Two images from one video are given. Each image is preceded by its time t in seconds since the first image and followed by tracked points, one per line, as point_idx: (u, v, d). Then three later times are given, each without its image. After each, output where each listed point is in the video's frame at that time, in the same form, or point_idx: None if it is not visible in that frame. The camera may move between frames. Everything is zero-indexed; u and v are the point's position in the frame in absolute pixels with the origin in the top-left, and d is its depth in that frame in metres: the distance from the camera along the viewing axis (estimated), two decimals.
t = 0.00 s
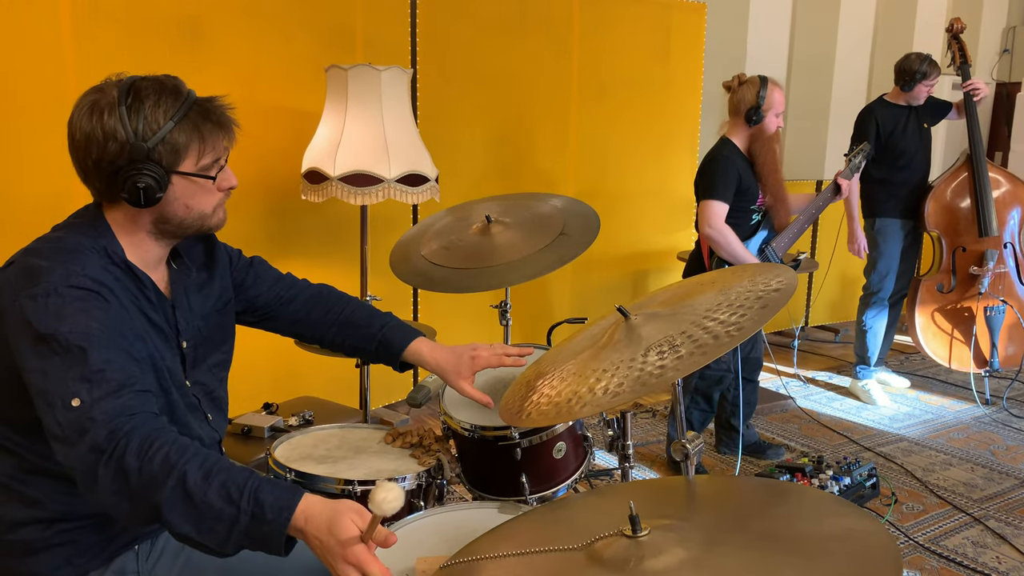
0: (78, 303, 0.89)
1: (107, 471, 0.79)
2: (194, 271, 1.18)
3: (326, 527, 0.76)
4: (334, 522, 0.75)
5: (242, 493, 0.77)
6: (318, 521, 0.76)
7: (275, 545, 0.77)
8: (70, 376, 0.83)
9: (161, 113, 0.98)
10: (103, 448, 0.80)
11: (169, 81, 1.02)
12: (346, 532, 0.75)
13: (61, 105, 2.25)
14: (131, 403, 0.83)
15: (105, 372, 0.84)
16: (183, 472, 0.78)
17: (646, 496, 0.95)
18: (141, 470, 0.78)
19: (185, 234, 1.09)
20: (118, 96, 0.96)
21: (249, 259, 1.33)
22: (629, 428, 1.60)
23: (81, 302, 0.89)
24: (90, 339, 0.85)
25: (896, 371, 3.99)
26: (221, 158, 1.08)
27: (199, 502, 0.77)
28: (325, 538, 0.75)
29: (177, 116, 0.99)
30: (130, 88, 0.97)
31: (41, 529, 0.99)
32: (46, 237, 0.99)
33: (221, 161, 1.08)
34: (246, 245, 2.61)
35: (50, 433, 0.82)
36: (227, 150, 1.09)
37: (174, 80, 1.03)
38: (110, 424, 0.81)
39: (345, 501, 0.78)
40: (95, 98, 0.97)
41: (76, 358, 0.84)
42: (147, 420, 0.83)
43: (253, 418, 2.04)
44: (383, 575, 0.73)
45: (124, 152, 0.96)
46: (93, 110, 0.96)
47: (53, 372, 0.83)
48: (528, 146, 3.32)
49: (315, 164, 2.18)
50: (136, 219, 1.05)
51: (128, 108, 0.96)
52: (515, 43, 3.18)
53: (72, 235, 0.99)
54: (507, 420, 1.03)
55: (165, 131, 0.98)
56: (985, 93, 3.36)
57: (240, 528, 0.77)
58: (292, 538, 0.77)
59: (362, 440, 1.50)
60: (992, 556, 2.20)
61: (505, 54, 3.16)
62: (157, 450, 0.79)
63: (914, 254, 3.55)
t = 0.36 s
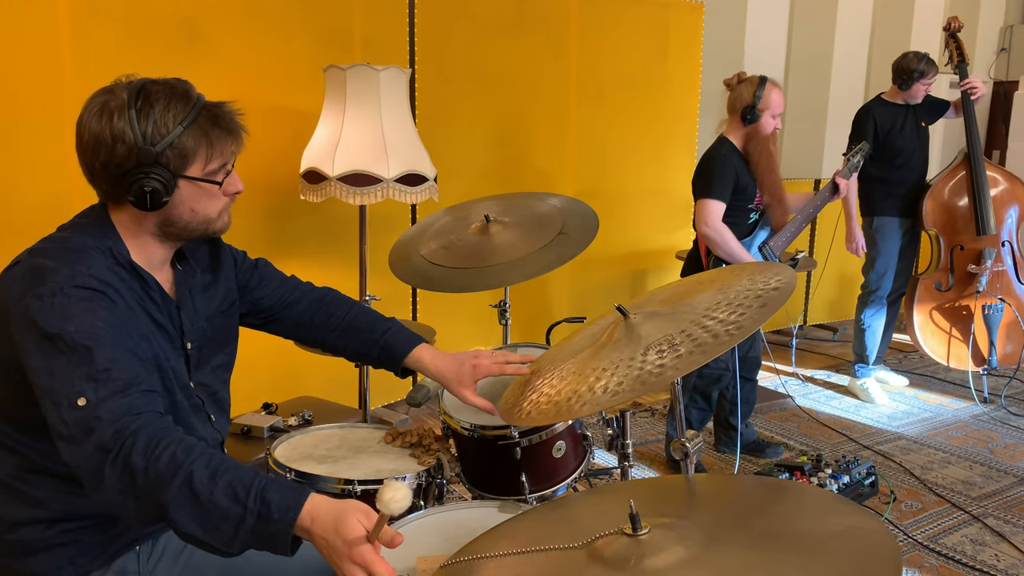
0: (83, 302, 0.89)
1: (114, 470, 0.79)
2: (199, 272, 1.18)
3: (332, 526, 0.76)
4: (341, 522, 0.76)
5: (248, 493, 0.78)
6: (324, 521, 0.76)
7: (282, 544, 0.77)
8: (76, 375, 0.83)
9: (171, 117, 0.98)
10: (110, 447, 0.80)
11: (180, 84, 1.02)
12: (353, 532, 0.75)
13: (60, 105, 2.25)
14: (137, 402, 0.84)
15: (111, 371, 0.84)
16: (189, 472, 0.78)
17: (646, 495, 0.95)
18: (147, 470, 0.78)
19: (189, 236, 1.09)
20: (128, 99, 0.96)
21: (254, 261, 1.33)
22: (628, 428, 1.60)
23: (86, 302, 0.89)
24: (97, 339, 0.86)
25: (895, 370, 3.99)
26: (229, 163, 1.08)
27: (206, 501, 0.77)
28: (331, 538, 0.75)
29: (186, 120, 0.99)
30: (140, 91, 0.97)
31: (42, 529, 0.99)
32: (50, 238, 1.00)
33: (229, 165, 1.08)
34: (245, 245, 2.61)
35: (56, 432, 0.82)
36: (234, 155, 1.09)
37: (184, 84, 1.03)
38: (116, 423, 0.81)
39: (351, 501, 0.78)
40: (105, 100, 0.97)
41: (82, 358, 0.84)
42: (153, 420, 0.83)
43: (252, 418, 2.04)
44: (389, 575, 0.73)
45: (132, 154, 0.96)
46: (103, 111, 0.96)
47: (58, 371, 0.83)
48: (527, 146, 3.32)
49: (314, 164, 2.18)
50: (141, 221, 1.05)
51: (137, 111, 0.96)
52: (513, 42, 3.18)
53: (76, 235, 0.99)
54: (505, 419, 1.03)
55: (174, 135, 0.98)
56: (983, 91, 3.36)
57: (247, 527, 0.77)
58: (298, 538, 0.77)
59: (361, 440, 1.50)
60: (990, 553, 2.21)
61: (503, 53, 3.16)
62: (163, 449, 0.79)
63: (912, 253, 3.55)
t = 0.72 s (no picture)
0: (85, 306, 0.89)
1: (117, 473, 0.79)
2: (200, 275, 1.18)
3: (337, 529, 0.76)
4: (345, 525, 0.76)
5: (252, 496, 0.78)
6: (328, 525, 0.76)
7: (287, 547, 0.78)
8: (79, 379, 0.83)
9: (176, 122, 0.98)
10: (113, 450, 0.80)
11: (185, 89, 1.02)
12: (358, 535, 0.75)
13: (55, 107, 2.24)
14: (140, 406, 0.84)
15: (115, 374, 0.84)
16: (193, 475, 0.78)
17: (644, 493, 0.95)
18: (151, 472, 0.78)
19: (190, 241, 1.09)
20: (135, 102, 0.96)
21: (254, 263, 1.33)
22: (625, 427, 1.60)
23: (89, 305, 0.89)
24: (100, 342, 0.85)
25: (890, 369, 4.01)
26: (233, 169, 1.08)
27: (210, 504, 0.77)
28: (336, 541, 0.76)
29: (193, 126, 0.99)
30: (147, 95, 0.97)
31: (41, 531, 0.99)
32: (51, 240, 1.00)
33: (233, 171, 1.08)
34: (242, 246, 2.60)
35: (58, 435, 0.82)
36: (238, 161, 1.09)
37: (189, 89, 1.03)
38: (120, 426, 0.81)
39: (355, 504, 0.78)
40: (112, 103, 0.97)
41: (86, 361, 0.84)
42: (157, 423, 0.83)
43: (249, 419, 2.04)
44: None
45: (137, 158, 0.96)
46: (109, 115, 0.96)
47: (61, 374, 0.83)
48: (522, 146, 3.32)
49: (310, 165, 2.17)
50: (144, 225, 1.05)
51: (144, 115, 0.96)
52: (508, 42, 3.18)
53: (78, 238, 0.99)
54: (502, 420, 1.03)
55: (180, 140, 0.98)
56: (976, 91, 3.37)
57: (250, 530, 0.77)
58: (301, 541, 0.77)
59: (359, 441, 1.50)
60: (985, 551, 2.21)
61: (498, 53, 3.16)
62: (167, 452, 0.79)
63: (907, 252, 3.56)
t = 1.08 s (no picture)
0: (79, 310, 0.88)
1: (110, 479, 0.79)
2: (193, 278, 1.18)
3: (331, 536, 0.76)
4: (340, 532, 0.76)
5: (247, 502, 0.78)
6: (324, 531, 0.77)
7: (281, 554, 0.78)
8: (72, 384, 0.83)
9: (162, 121, 0.97)
10: (106, 456, 0.80)
11: (197, 100, 1.02)
12: (353, 543, 0.75)
13: (44, 108, 2.23)
14: (134, 411, 0.83)
15: (108, 380, 0.83)
16: (187, 481, 0.78)
17: (638, 493, 0.96)
18: (144, 479, 0.78)
19: (163, 250, 1.05)
20: (132, 94, 0.97)
21: (246, 264, 1.32)
22: (618, 427, 1.60)
23: (83, 310, 0.89)
24: (94, 347, 0.85)
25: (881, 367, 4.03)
26: (213, 188, 1.03)
27: (204, 510, 0.78)
28: (331, 548, 0.76)
29: (172, 128, 0.97)
30: (147, 92, 0.97)
31: (32, 536, 0.98)
32: (43, 244, 0.99)
33: (215, 191, 1.03)
34: (233, 248, 2.59)
35: (51, 440, 0.82)
36: (224, 181, 1.04)
37: (205, 103, 1.03)
38: (113, 431, 0.81)
39: (350, 511, 0.79)
40: (115, 92, 0.98)
41: (79, 366, 0.84)
42: (150, 428, 0.83)
43: (241, 421, 2.03)
44: None
45: (113, 144, 0.95)
46: (108, 101, 0.97)
47: (54, 380, 0.83)
48: (514, 145, 3.32)
49: (301, 166, 2.17)
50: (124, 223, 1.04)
51: (135, 108, 0.96)
52: (500, 42, 3.18)
53: (71, 242, 0.99)
54: (495, 420, 1.03)
55: (154, 138, 0.96)
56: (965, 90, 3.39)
57: (245, 536, 0.77)
58: (296, 547, 0.77)
59: (351, 442, 1.50)
60: (976, 548, 2.23)
61: (491, 53, 3.16)
62: (161, 459, 0.79)
63: (897, 251, 3.58)
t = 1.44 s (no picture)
0: (65, 313, 0.88)
1: (99, 482, 0.78)
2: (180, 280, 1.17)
3: (320, 539, 0.76)
4: (330, 536, 0.76)
5: (237, 505, 0.78)
6: (314, 535, 0.76)
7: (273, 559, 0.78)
8: (60, 386, 0.82)
9: (159, 130, 0.95)
10: (95, 458, 0.79)
11: (182, 101, 1.00)
12: (343, 547, 0.75)
13: (27, 108, 2.20)
14: (123, 413, 0.83)
15: (96, 382, 0.83)
16: (177, 483, 0.78)
17: (623, 491, 0.96)
18: (134, 480, 0.78)
19: (163, 253, 1.06)
20: (122, 103, 0.94)
21: (233, 265, 1.31)
22: (604, 425, 1.60)
23: (69, 313, 0.88)
24: (81, 350, 0.84)
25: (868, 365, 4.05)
26: (213, 188, 1.04)
27: (194, 513, 0.77)
28: (320, 552, 0.76)
29: (173, 136, 0.96)
30: (137, 100, 0.95)
31: (14, 540, 0.97)
32: (28, 246, 0.98)
33: (214, 190, 1.04)
34: (220, 248, 2.58)
35: (39, 443, 0.81)
36: (221, 180, 1.05)
37: (188, 102, 1.02)
38: (102, 433, 0.80)
39: (340, 515, 0.78)
40: (101, 100, 0.95)
41: (67, 368, 0.83)
42: (139, 430, 0.82)
43: (227, 422, 2.02)
44: None
45: (112, 158, 0.94)
46: (94, 112, 0.94)
47: (42, 382, 0.82)
48: (501, 144, 3.32)
49: (287, 166, 2.16)
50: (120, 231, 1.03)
51: (129, 119, 0.94)
52: (487, 40, 3.18)
53: (56, 244, 0.98)
54: (483, 420, 1.03)
55: (157, 149, 0.95)
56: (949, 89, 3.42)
57: (235, 540, 0.77)
58: (287, 551, 0.77)
59: (338, 442, 1.50)
60: (962, 544, 2.24)
61: (478, 52, 3.16)
62: (150, 461, 0.79)
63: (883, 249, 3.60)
